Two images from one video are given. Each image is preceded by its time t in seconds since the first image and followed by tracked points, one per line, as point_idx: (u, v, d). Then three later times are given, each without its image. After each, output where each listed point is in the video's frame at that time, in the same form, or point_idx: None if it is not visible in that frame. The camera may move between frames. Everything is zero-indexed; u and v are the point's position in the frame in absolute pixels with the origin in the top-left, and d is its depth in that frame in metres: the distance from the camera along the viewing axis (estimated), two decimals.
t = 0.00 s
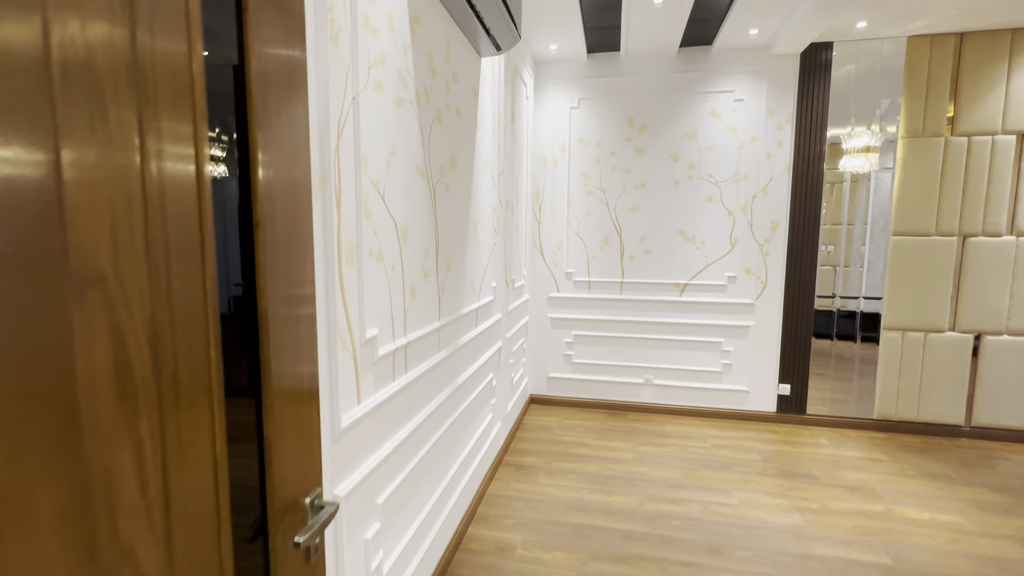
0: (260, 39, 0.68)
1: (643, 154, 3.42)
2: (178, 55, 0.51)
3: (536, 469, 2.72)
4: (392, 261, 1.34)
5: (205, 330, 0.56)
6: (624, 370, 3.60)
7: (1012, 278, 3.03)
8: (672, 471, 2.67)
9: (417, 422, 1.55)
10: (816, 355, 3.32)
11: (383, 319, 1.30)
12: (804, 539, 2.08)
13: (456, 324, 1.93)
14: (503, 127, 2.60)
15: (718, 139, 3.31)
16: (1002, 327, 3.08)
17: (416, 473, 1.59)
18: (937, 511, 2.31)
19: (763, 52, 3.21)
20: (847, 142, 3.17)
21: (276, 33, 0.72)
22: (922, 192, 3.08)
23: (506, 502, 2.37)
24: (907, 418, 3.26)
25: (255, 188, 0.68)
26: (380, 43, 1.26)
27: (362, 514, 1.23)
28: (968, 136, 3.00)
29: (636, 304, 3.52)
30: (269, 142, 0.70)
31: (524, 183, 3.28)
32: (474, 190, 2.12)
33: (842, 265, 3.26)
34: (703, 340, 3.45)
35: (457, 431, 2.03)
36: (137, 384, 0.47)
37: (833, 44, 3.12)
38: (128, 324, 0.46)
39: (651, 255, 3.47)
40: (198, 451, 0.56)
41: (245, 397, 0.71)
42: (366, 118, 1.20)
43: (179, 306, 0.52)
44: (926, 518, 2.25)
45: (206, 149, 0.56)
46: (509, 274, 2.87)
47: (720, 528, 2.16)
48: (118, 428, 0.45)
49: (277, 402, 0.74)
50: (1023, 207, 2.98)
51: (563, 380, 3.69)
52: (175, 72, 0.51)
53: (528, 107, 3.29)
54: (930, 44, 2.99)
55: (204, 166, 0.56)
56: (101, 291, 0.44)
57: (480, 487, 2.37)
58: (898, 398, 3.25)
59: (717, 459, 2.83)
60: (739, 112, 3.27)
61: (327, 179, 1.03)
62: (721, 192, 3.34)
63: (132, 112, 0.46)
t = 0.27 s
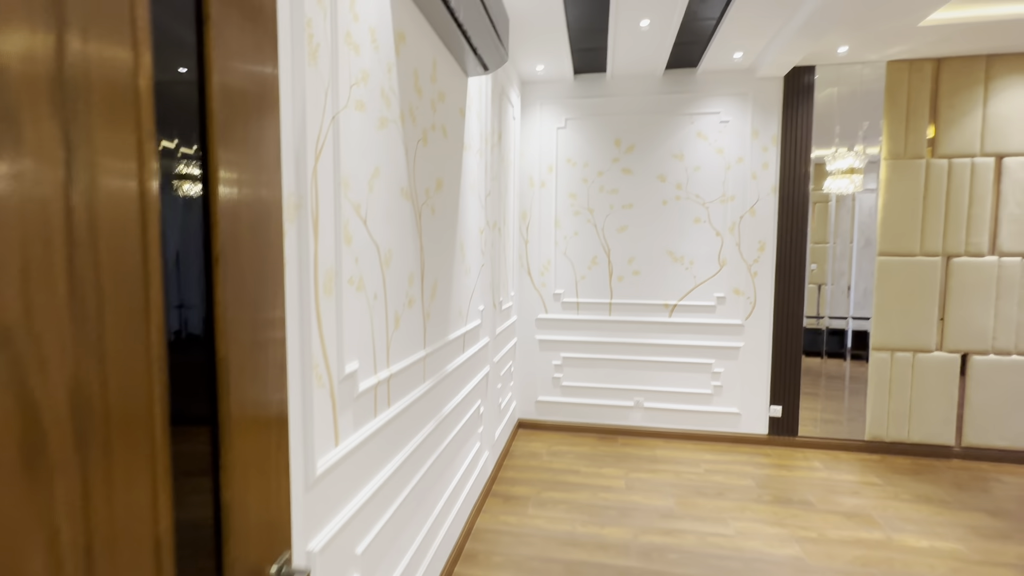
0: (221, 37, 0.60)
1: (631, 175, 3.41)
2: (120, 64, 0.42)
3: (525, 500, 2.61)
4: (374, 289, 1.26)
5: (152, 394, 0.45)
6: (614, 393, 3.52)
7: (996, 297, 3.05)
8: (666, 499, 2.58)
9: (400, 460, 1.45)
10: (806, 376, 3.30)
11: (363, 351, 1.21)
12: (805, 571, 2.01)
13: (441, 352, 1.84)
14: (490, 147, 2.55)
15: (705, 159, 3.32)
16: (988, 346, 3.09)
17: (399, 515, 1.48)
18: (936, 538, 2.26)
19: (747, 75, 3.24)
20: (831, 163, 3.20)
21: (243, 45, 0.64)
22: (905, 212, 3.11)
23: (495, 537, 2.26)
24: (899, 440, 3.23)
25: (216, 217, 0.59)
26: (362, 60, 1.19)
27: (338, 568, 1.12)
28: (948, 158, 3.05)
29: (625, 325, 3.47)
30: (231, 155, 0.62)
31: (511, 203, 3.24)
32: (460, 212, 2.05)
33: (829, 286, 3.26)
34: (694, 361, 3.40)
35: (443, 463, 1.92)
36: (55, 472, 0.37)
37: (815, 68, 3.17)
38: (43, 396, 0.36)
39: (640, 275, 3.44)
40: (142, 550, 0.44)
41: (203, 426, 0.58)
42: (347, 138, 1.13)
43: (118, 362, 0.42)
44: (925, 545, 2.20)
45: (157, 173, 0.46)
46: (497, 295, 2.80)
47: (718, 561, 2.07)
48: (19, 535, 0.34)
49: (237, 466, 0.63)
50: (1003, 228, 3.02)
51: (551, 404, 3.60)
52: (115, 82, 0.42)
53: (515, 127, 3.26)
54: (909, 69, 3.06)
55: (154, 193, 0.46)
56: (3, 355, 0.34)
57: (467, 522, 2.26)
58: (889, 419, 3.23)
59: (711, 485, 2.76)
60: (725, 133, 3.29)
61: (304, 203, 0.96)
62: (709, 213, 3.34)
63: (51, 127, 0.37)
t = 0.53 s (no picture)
0: (160, 7, 0.51)
1: (610, 180, 3.38)
2: (20, 52, 0.36)
3: (506, 514, 2.53)
4: (346, 302, 1.16)
5: (61, 440, 0.38)
6: (595, 400, 3.47)
7: (963, 301, 3.13)
8: (650, 510, 2.54)
9: (375, 484, 1.36)
10: (784, 381, 3.32)
11: (335, 369, 1.12)
12: None
13: (419, 365, 1.75)
14: (469, 151, 2.48)
15: (684, 165, 3.32)
16: (957, 349, 3.17)
17: (374, 543, 1.39)
18: (914, 542, 2.28)
19: (724, 82, 3.26)
20: (807, 170, 3.24)
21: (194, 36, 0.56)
22: (878, 219, 3.16)
23: (475, 555, 2.17)
24: (874, 442, 3.28)
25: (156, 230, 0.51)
26: (333, 55, 1.11)
27: None
28: (918, 166, 3.12)
29: (606, 332, 3.43)
30: (173, 147, 0.53)
31: (490, 208, 3.16)
32: (439, 218, 1.97)
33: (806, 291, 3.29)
34: (674, 367, 3.38)
35: (421, 481, 1.83)
36: None
37: (790, 76, 3.21)
38: None
39: (620, 282, 3.41)
40: None
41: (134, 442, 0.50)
42: (317, 139, 1.04)
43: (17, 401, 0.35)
44: (905, 550, 2.21)
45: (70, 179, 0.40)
46: (476, 303, 2.72)
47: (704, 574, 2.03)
48: None
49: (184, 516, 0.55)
50: (970, 234, 3.11)
51: (532, 413, 3.53)
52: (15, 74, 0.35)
53: (493, 131, 3.19)
54: (880, 78, 3.13)
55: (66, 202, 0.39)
56: None
57: (446, 540, 2.17)
58: (864, 422, 3.27)
59: (694, 494, 2.73)
60: (703, 139, 3.29)
61: (267, 210, 0.87)
62: (688, 219, 3.33)
63: None
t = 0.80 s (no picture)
0: None
1: (582, 177, 3.36)
2: None
3: (479, 517, 2.48)
4: (307, 302, 1.08)
5: None
6: (568, 399, 3.45)
7: (919, 297, 3.26)
8: (624, 508, 2.53)
9: (340, 495, 1.27)
10: (752, 377, 3.38)
11: (295, 374, 1.03)
12: None
13: (388, 366, 1.67)
14: (439, 145, 2.40)
15: (655, 163, 3.33)
16: (913, 343, 3.29)
17: (340, 556, 1.31)
18: (878, 531, 2.34)
19: (694, 81, 3.28)
20: (773, 169, 3.29)
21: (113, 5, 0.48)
22: (841, 218, 3.25)
23: (448, 562, 2.10)
24: (837, 435, 3.38)
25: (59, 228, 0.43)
26: (291, 34, 1.02)
27: None
28: (878, 166, 3.22)
29: (579, 330, 3.41)
30: (93, 119, 0.46)
31: (461, 204, 3.09)
32: (407, 213, 1.89)
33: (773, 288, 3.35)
34: (646, 365, 3.39)
35: (390, 488, 1.75)
36: None
37: (757, 76, 3.26)
38: None
39: (592, 279, 3.39)
40: None
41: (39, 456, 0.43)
42: (272, 125, 0.95)
43: None
44: (870, 540, 2.27)
45: None
46: (447, 301, 2.64)
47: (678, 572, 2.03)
48: None
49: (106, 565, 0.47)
50: (925, 233, 3.23)
51: (504, 413, 3.48)
52: None
53: (464, 125, 3.12)
54: (842, 80, 3.21)
55: None
56: None
57: (417, 548, 2.09)
58: (828, 415, 3.37)
59: (666, 490, 2.74)
60: (674, 137, 3.31)
61: (214, 200, 0.78)
62: (659, 217, 3.35)
63: None
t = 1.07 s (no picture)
0: None
1: (551, 170, 3.34)
2: None
3: (448, 514, 2.43)
4: (258, 293, 1.01)
5: None
6: (537, 393, 3.44)
7: (872, 290, 3.40)
8: (593, 501, 2.53)
9: (297, 499, 1.20)
10: (717, 368, 3.45)
11: (246, 371, 0.96)
12: (728, 563, 2.04)
13: (350, 362, 1.60)
14: (404, 134, 2.33)
15: (623, 157, 3.34)
16: (867, 334, 3.43)
17: (299, 562, 1.24)
18: (835, 515, 2.43)
19: (661, 75, 3.31)
20: (737, 164, 3.36)
21: None
22: (800, 213, 3.35)
23: (415, 561, 2.05)
24: (796, 423, 3.49)
25: None
26: (238, 3, 0.94)
27: None
28: (835, 163, 3.33)
29: (548, 324, 3.40)
30: None
31: (428, 196, 3.02)
32: (371, 202, 1.82)
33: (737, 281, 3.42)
34: (615, 358, 3.42)
35: (354, 488, 1.69)
36: None
37: (723, 73, 3.31)
38: None
39: (561, 273, 3.38)
40: None
41: None
42: (218, 101, 0.87)
43: None
44: (828, 524, 2.35)
45: None
46: (413, 294, 2.58)
47: (647, 562, 2.04)
48: None
49: None
50: (878, 228, 3.37)
51: (473, 408, 3.44)
52: None
53: (430, 115, 3.04)
54: (802, 79, 3.30)
55: None
56: None
57: (383, 549, 2.03)
58: (788, 404, 3.47)
59: (635, 482, 2.77)
60: (642, 132, 3.33)
61: (148, 180, 0.70)
62: (627, 210, 3.36)
63: None
